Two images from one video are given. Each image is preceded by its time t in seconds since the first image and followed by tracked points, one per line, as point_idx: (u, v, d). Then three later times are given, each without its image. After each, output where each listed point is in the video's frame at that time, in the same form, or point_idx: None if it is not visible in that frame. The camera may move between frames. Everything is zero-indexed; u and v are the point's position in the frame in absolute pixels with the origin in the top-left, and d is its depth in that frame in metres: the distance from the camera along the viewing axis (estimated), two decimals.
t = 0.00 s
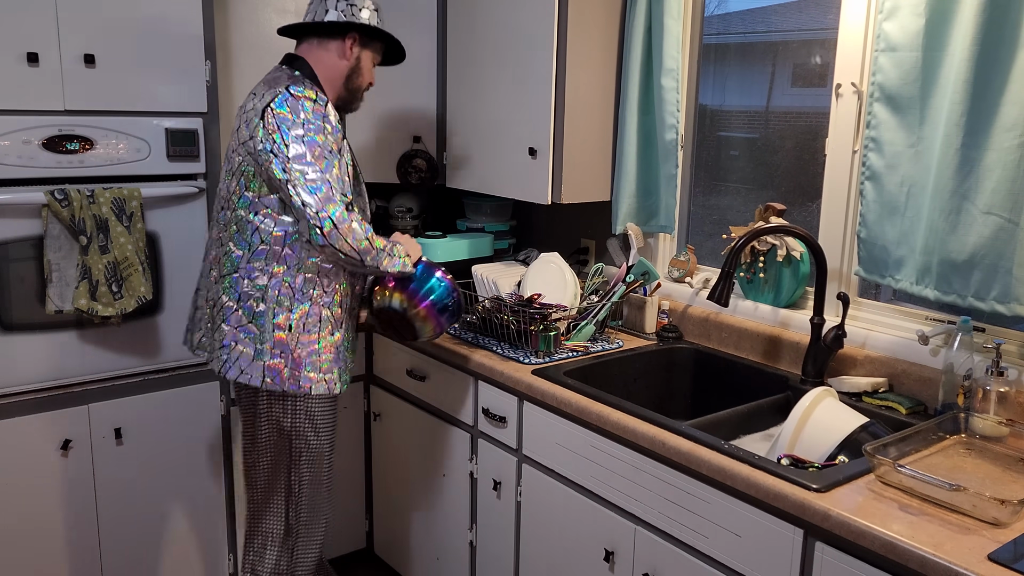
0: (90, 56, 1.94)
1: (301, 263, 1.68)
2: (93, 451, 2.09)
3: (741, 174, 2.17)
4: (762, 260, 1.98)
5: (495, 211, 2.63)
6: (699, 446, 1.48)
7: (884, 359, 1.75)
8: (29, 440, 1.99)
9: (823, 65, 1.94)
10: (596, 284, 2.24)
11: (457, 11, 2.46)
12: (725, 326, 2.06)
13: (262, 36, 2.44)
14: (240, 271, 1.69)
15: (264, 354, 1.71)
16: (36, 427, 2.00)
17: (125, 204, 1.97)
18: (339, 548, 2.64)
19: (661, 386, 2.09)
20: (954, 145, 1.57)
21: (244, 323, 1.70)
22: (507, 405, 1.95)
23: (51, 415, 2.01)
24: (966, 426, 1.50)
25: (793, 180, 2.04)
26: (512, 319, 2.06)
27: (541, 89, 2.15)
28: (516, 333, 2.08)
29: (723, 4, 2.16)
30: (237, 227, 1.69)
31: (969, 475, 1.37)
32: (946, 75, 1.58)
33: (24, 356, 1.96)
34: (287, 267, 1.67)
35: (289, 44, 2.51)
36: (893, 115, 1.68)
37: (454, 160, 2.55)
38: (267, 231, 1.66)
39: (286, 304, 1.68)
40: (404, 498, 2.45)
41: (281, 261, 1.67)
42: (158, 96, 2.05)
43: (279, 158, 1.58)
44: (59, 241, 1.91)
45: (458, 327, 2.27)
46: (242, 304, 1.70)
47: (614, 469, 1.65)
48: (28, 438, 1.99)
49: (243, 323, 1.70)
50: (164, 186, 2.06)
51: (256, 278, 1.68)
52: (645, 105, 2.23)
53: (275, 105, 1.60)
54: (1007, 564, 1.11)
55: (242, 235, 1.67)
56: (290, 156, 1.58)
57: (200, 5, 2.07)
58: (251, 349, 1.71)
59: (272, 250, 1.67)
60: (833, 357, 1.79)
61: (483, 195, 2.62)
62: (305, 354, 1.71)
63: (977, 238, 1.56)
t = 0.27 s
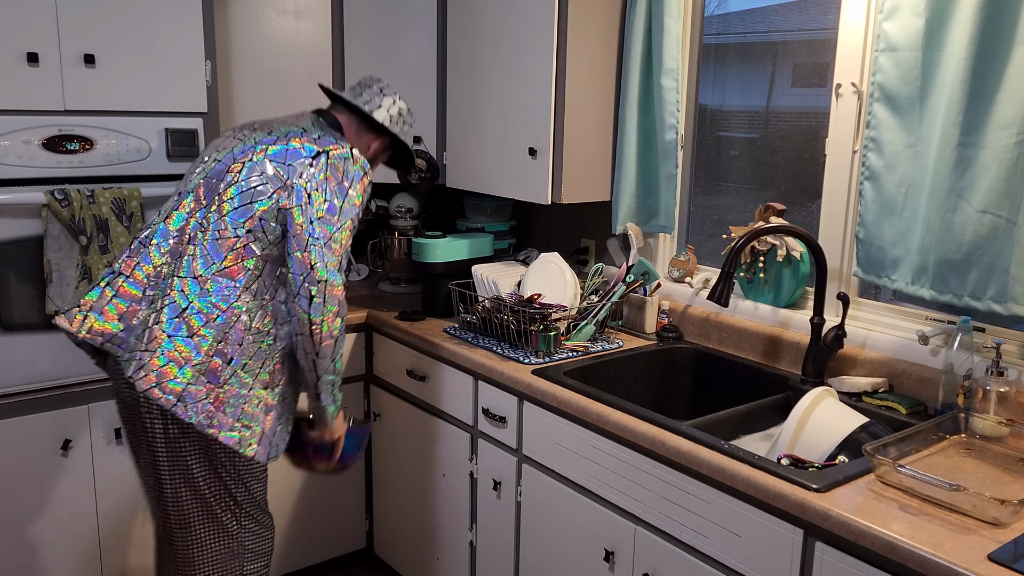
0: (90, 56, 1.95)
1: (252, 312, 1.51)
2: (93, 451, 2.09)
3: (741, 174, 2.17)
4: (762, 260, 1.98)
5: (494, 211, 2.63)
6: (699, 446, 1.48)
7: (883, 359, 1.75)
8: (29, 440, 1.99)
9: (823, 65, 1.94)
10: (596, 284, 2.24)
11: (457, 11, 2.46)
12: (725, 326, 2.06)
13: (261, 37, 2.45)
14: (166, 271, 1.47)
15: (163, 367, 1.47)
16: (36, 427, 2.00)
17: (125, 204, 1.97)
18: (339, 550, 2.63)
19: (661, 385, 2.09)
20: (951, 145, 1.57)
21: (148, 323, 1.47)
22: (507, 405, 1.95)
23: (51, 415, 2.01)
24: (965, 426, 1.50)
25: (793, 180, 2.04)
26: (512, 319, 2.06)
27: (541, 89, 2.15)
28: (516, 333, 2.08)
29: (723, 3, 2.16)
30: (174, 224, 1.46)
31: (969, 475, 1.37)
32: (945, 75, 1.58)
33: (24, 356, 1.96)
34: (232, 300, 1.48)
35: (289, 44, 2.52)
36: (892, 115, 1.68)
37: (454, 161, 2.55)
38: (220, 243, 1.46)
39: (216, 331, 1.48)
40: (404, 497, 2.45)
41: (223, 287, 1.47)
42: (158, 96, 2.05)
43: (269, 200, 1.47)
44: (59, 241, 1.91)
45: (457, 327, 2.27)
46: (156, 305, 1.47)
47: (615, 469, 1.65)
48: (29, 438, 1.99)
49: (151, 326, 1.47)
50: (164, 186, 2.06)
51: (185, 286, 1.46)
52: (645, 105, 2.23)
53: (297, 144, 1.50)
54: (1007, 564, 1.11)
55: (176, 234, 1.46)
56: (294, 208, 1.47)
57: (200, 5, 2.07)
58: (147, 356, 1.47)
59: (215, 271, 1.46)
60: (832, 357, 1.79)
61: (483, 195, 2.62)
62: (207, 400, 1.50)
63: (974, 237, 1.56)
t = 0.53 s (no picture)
0: (90, 56, 1.95)
1: (229, 335, 1.54)
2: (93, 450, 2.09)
3: (741, 175, 2.17)
4: (762, 260, 1.98)
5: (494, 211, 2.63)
6: (699, 446, 1.48)
7: (883, 359, 1.75)
8: (29, 440, 2.00)
9: (823, 65, 1.94)
10: (596, 284, 2.23)
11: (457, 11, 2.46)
12: (725, 326, 2.06)
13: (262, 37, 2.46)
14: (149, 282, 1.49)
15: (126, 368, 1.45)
16: (36, 426, 2.00)
17: (125, 204, 1.97)
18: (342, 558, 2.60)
19: (661, 385, 2.09)
20: (951, 144, 1.57)
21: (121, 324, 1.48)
22: (507, 405, 1.95)
23: (50, 415, 2.02)
24: (966, 426, 1.50)
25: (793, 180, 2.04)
26: (512, 319, 2.06)
27: (541, 89, 2.15)
28: (516, 333, 2.08)
29: (723, 3, 2.16)
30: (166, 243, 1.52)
31: (969, 475, 1.37)
32: (944, 75, 1.58)
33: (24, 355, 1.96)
34: (211, 321, 1.51)
35: (289, 44, 2.52)
36: (893, 115, 1.68)
37: (453, 161, 2.55)
38: (209, 264, 1.50)
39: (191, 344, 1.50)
40: (404, 497, 2.45)
41: (203, 306, 1.50)
42: (157, 96, 2.05)
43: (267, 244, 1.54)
44: (59, 241, 1.91)
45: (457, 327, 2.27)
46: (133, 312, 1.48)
47: (615, 469, 1.65)
48: (29, 437, 2.00)
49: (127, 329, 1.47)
50: (164, 186, 2.06)
51: (167, 298, 1.49)
52: (645, 105, 2.23)
53: (305, 201, 1.59)
54: (1007, 564, 1.11)
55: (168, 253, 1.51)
56: (294, 256, 1.54)
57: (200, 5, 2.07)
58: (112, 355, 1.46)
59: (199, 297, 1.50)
60: (833, 357, 1.79)
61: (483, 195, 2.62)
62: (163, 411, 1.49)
63: (974, 237, 1.56)
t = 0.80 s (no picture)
0: (90, 56, 1.95)
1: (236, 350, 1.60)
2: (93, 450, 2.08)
3: (741, 175, 2.17)
4: (762, 260, 1.98)
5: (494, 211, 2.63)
6: (699, 446, 1.48)
7: (883, 359, 1.75)
8: (29, 440, 2.00)
9: (824, 65, 1.94)
10: (596, 284, 2.24)
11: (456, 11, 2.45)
12: (725, 326, 2.06)
13: (262, 37, 2.45)
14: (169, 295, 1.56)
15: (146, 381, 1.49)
16: (36, 426, 2.00)
17: (125, 204, 1.97)
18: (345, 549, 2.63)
19: (662, 386, 2.09)
20: (950, 144, 1.57)
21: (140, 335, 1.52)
22: (507, 406, 1.95)
23: (50, 415, 2.02)
24: (966, 426, 1.50)
25: (793, 180, 2.04)
26: (512, 319, 2.07)
27: (541, 89, 2.15)
28: (516, 333, 2.08)
29: (723, 3, 2.16)
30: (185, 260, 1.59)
31: (969, 475, 1.37)
32: (944, 75, 1.58)
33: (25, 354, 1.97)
34: (230, 336, 1.58)
35: (289, 44, 2.52)
36: (893, 115, 1.68)
37: (453, 161, 2.55)
38: (219, 281, 1.57)
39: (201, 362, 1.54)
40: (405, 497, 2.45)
41: (223, 324, 1.57)
42: (157, 96, 2.05)
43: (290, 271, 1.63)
44: (59, 241, 1.91)
45: (457, 327, 2.27)
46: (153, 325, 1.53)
47: (615, 469, 1.65)
48: (29, 437, 2.00)
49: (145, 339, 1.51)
50: (164, 186, 2.06)
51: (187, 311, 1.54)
52: (645, 105, 2.23)
53: (322, 232, 1.70)
54: (1007, 564, 1.11)
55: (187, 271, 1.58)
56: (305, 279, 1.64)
57: (200, 5, 2.07)
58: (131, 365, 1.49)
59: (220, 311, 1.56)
60: (833, 357, 1.79)
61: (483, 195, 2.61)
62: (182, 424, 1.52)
63: (973, 237, 1.56)
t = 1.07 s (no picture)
0: (90, 56, 1.95)
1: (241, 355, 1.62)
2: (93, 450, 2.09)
3: (741, 175, 2.17)
4: (762, 260, 1.98)
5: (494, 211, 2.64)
6: (699, 446, 1.48)
7: (883, 359, 1.75)
8: (29, 440, 2.00)
9: (824, 65, 1.94)
10: (596, 284, 2.24)
11: (456, 11, 2.45)
12: (725, 326, 2.06)
13: (261, 36, 2.45)
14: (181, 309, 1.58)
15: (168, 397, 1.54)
16: (36, 426, 2.00)
17: (125, 204, 1.97)
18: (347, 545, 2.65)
19: (662, 385, 2.09)
20: (948, 144, 1.58)
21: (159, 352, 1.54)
22: (507, 406, 1.95)
23: (50, 415, 2.02)
24: (966, 426, 1.50)
25: (793, 180, 2.04)
26: (512, 319, 2.07)
27: (541, 90, 2.15)
28: (516, 333, 2.08)
29: (723, 3, 2.16)
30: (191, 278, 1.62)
31: (969, 475, 1.37)
32: (943, 75, 1.58)
33: (25, 354, 1.97)
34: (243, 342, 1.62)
35: (289, 44, 2.52)
36: (891, 115, 1.68)
37: (453, 161, 2.55)
38: (223, 287, 1.61)
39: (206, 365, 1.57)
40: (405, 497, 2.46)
41: (237, 330, 1.61)
42: (157, 96, 2.05)
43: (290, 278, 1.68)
44: (59, 241, 1.91)
45: (457, 327, 2.27)
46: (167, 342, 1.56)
47: (615, 469, 1.66)
48: (29, 437, 2.00)
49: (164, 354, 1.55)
50: (164, 186, 2.06)
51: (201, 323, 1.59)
52: (644, 105, 2.23)
53: (321, 238, 1.73)
54: (1007, 564, 1.11)
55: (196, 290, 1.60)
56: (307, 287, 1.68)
57: (200, 5, 2.06)
58: (148, 375, 1.52)
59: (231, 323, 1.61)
60: (833, 357, 1.79)
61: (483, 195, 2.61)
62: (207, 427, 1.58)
63: (971, 237, 1.57)
